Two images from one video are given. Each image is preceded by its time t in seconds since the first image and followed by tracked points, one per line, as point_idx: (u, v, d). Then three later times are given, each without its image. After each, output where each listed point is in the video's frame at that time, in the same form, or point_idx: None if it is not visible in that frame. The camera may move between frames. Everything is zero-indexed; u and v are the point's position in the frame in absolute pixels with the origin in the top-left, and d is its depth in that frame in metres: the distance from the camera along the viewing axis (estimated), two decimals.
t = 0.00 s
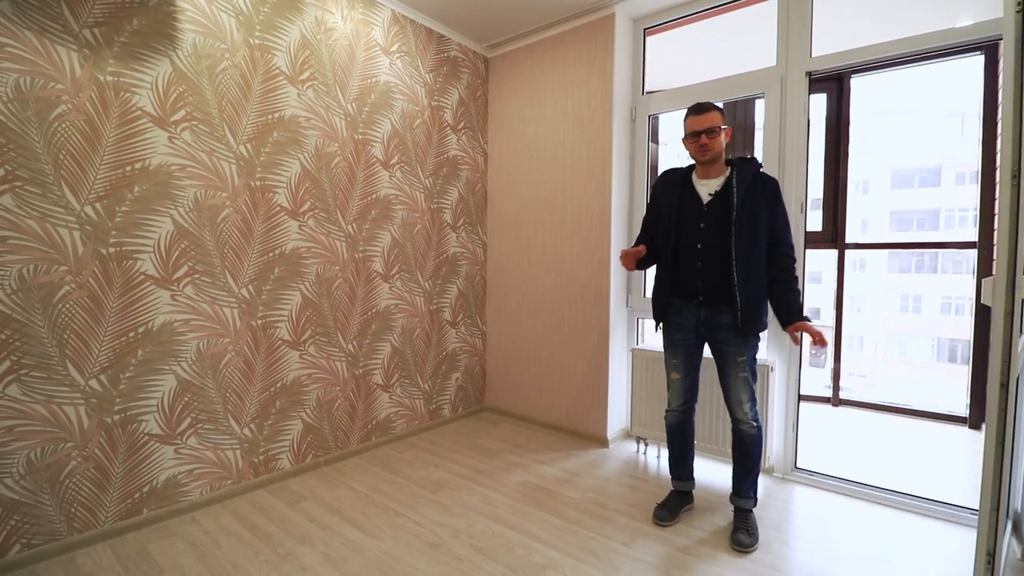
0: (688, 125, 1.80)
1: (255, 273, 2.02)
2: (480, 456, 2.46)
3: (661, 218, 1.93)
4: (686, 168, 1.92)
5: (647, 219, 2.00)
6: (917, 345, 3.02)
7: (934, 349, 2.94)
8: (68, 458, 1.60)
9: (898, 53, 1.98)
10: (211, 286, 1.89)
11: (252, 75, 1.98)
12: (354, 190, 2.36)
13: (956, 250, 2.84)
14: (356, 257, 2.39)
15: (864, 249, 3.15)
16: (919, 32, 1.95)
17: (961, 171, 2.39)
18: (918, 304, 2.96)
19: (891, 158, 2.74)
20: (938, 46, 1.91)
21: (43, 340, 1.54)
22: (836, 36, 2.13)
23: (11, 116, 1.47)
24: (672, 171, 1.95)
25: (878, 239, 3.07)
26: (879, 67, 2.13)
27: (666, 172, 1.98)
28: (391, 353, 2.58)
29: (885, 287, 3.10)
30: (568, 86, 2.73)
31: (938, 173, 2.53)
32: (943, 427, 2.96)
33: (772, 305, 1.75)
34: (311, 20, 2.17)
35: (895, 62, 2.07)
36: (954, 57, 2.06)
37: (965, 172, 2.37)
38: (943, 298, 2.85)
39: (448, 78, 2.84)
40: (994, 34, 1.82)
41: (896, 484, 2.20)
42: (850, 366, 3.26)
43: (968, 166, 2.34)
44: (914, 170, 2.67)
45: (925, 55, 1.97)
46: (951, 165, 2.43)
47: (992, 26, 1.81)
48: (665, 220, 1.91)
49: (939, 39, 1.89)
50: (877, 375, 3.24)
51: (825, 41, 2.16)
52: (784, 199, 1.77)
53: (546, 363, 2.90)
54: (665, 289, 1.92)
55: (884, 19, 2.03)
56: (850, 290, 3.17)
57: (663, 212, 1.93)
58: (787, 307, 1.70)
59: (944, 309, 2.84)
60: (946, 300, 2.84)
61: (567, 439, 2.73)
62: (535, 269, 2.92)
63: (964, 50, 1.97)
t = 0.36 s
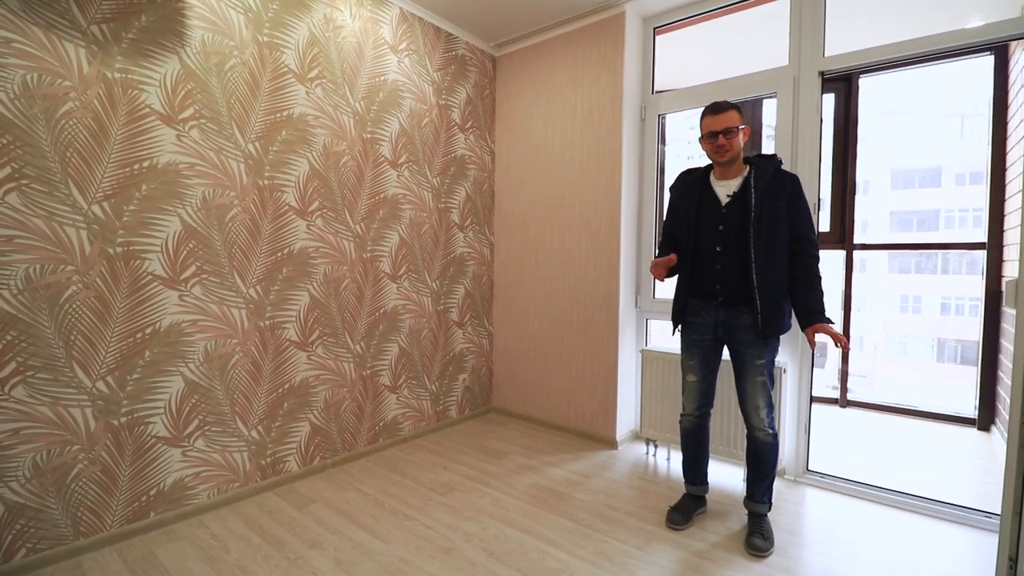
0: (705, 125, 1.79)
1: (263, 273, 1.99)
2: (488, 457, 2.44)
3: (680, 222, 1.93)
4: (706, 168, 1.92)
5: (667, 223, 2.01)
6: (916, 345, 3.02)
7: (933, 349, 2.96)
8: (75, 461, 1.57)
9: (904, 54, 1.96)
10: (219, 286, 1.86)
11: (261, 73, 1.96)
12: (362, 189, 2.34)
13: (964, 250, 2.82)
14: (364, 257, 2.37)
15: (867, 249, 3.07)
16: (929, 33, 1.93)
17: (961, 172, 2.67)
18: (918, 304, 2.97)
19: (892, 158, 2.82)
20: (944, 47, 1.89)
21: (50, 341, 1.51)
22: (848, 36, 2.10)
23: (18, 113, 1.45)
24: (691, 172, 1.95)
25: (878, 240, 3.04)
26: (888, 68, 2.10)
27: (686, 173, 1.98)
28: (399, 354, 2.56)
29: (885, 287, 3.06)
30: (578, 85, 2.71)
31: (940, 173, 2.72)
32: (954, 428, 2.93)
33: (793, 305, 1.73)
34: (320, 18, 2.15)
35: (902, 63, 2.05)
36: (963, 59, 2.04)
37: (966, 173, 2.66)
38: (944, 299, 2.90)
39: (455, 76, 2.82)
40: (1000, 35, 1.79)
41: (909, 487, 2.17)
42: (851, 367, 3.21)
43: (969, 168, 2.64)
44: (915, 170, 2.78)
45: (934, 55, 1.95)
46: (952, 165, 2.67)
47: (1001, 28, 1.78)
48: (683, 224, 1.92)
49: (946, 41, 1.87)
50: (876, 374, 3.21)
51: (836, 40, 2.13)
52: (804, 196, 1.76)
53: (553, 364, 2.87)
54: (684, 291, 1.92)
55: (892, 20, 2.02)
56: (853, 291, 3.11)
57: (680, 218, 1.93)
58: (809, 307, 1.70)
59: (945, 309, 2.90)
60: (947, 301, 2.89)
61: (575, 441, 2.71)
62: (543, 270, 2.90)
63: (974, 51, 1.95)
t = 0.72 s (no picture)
0: (714, 122, 1.79)
1: (266, 272, 1.97)
2: (492, 458, 2.42)
3: (689, 221, 1.93)
4: (714, 165, 1.92)
5: (675, 220, 2.00)
6: (907, 344, 3.12)
7: (924, 347, 3.05)
8: (75, 465, 1.54)
9: (908, 53, 1.96)
10: (221, 286, 1.83)
11: (264, 69, 1.93)
12: (365, 188, 2.32)
13: (964, 250, 2.82)
14: (367, 256, 2.34)
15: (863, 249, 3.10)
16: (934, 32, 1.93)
17: (951, 172, 2.79)
18: (909, 304, 3.05)
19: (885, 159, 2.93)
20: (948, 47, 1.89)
21: (50, 342, 1.48)
22: (852, 35, 2.10)
23: (18, 108, 1.42)
24: (700, 171, 1.95)
25: (872, 239, 3.07)
26: (893, 67, 2.10)
27: (693, 171, 1.98)
28: (401, 354, 2.54)
29: (877, 287, 3.13)
30: (581, 84, 2.70)
31: (931, 173, 2.83)
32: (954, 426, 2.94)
33: (803, 304, 1.74)
34: (323, 14, 2.13)
35: (906, 63, 2.05)
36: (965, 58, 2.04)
37: (956, 174, 2.79)
38: (934, 298, 2.95)
39: (458, 74, 2.80)
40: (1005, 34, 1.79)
41: (913, 485, 2.18)
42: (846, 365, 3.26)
43: (959, 168, 2.77)
44: (907, 171, 2.90)
45: (938, 54, 1.95)
46: (945, 165, 2.79)
47: (1005, 27, 1.78)
48: (691, 222, 1.91)
49: (950, 40, 1.87)
50: (869, 373, 3.27)
51: (841, 40, 2.13)
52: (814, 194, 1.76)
53: (556, 364, 2.86)
54: (692, 290, 1.92)
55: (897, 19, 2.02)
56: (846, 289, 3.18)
57: (689, 216, 1.93)
58: (818, 307, 1.70)
59: (936, 308, 2.96)
60: (937, 300, 2.95)
61: (579, 441, 2.70)
62: (545, 269, 2.89)
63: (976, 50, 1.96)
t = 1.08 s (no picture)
0: (713, 123, 1.84)
1: (265, 273, 1.96)
2: (492, 458, 2.43)
3: (686, 221, 1.95)
4: (711, 166, 1.95)
5: (672, 220, 2.02)
6: (892, 342, 3.14)
7: (909, 345, 3.07)
8: (74, 468, 1.53)
9: (899, 57, 2.01)
10: (221, 287, 1.82)
11: (263, 69, 1.93)
12: (363, 188, 2.32)
13: (949, 248, 2.87)
14: (365, 257, 2.34)
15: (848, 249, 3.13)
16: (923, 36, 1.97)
17: (934, 173, 2.72)
18: (893, 301, 3.10)
19: (868, 159, 2.88)
20: (936, 52, 1.95)
21: (48, 345, 1.46)
22: (844, 39, 2.15)
23: (14, 107, 1.41)
24: (697, 171, 1.98)
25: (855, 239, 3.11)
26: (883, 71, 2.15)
27: (691, 172, 2.01)
28: (400, 354, 2.54)
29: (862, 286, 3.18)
30: (577, 85, 2.72)
31: (915, 173, 2.77)
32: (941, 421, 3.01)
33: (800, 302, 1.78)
34: (322, 14, 2.13)
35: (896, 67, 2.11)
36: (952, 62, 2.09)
37: (939, 174, 2.72)
38: (918, 295, 3.01)
39: (455, 75, 2.81)
40: (992, 40, 1.84)
41: (903, 479, 2.24)
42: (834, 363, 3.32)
43: (943, 168, 2.70)
44: (889, 171, 2.85)
45: (927, 59, 2.00)
46: (927, 166, 2.72)
47: (993, 32, 1.83)
48: (690, 222, 1.93)
49: (938, 45, 1.92)
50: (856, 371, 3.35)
51: (834, 43, 2.18)
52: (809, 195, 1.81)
53: (553, 363, 2.88)
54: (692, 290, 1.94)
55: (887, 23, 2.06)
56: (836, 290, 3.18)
57: (687, 216, 1.95)
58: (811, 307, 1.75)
59: (920, 306, 3.00)
60: (921, 297, 3.00)
61: (577, 440, 2.72)
62: (542, 269, 2.90)
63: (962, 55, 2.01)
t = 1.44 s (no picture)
0: (705, 133, 1.91)
1: (270, 275, 1.98)
2: (492, 457, 2.47)
3: (683, 227, 2.02)
4: (706, 175, 2.02)
5: (671, 225, 2.08)
6: (878, 343, 3.28)
7: (894, 346, 3.22)
8: (84, 468, 1.55)
9: (890, 67, 2.08)
10: (228, 289, 1.85)
11: (269, 73, 1.96)
12: (366, 191, 2.35)
13: (934, 253, 2.98)
14: (367, 259, 2.37)
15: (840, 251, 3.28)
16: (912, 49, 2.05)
17: (919, 176, 2.95)
18: (880, 303, 3.22)
19: (855, 163, 3.09)
20: (926, 63, 2.01)
21: (59, 346, 1.49)
22: (836, 51, 2.23)
23: (28, 111, 1.43)
24: (693, 179, 2.05)
25: (845, 242, 3.25)
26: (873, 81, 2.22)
27: (687, 179, 2.07)
28: (401, 355, 2.57)
29: (850, 288, 3.31)
30: (577, 90, 2.77)
31: (901, 175, 2.99)
32: (927, 420, 3.10)
33: (792, 305, 1.83)
34: (327, 19, 2.16)
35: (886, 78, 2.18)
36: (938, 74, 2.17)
37: (924, 178, 2.95)
38: (903, 298, 3.12)
39: (455, 79, 2.84)
40: (979, 53, 1.91)
41: (891, 476, 2.31)
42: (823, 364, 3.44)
43: (928, 172, 2.92)
44: (877, 174, 3.07)
45: (916, 70, 2.07)
46: (913, 169, 2.95)
47: (979, 46, 1.90)
48: (686, 228, 2.00)
49: (927, 56, 1.99)
50: (843, 371, 3.45)
51: (826, 54, 2.25)
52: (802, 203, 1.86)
53: (551, 364, 2.93)
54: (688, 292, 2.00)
55: (878, 34, 2.14)
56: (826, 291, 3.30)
57: (684, 223, 2.02)
58: (802, 311, 1.81)
59: (904, 308, 3.13)
60: (906, 300, 3.12)
61: (575, 439, 2.77)
62: (540, 271, 2.95)
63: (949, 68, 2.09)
